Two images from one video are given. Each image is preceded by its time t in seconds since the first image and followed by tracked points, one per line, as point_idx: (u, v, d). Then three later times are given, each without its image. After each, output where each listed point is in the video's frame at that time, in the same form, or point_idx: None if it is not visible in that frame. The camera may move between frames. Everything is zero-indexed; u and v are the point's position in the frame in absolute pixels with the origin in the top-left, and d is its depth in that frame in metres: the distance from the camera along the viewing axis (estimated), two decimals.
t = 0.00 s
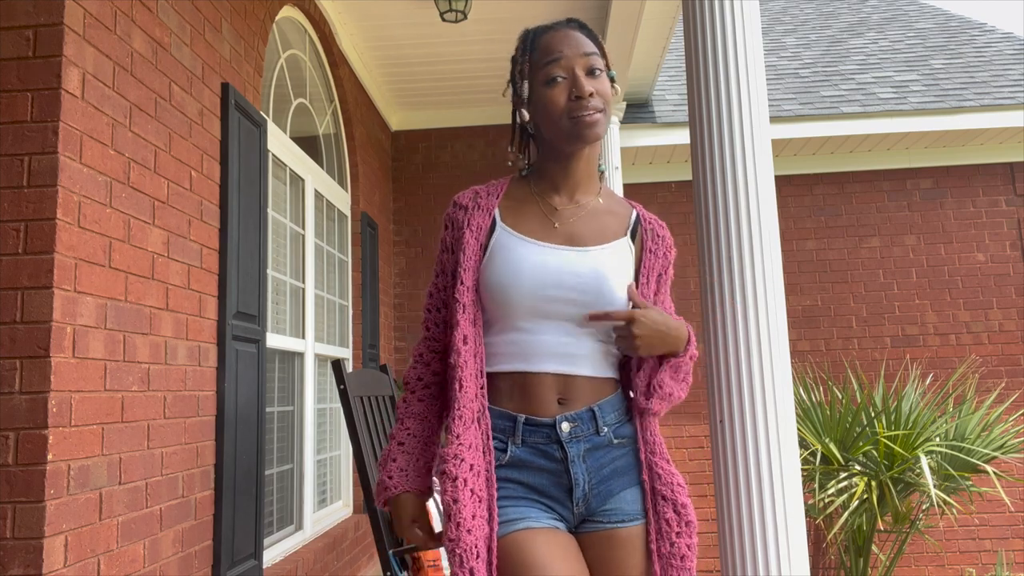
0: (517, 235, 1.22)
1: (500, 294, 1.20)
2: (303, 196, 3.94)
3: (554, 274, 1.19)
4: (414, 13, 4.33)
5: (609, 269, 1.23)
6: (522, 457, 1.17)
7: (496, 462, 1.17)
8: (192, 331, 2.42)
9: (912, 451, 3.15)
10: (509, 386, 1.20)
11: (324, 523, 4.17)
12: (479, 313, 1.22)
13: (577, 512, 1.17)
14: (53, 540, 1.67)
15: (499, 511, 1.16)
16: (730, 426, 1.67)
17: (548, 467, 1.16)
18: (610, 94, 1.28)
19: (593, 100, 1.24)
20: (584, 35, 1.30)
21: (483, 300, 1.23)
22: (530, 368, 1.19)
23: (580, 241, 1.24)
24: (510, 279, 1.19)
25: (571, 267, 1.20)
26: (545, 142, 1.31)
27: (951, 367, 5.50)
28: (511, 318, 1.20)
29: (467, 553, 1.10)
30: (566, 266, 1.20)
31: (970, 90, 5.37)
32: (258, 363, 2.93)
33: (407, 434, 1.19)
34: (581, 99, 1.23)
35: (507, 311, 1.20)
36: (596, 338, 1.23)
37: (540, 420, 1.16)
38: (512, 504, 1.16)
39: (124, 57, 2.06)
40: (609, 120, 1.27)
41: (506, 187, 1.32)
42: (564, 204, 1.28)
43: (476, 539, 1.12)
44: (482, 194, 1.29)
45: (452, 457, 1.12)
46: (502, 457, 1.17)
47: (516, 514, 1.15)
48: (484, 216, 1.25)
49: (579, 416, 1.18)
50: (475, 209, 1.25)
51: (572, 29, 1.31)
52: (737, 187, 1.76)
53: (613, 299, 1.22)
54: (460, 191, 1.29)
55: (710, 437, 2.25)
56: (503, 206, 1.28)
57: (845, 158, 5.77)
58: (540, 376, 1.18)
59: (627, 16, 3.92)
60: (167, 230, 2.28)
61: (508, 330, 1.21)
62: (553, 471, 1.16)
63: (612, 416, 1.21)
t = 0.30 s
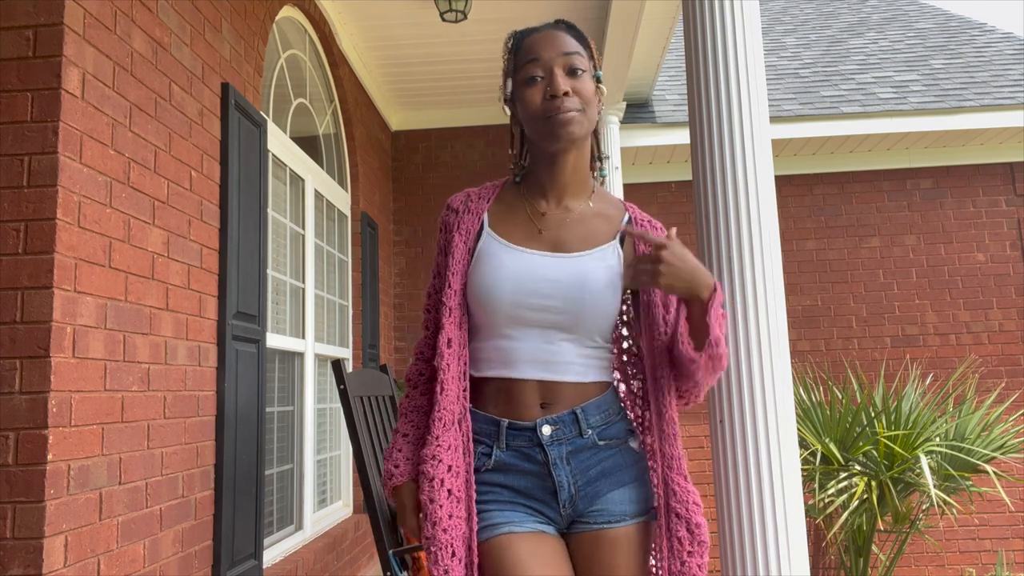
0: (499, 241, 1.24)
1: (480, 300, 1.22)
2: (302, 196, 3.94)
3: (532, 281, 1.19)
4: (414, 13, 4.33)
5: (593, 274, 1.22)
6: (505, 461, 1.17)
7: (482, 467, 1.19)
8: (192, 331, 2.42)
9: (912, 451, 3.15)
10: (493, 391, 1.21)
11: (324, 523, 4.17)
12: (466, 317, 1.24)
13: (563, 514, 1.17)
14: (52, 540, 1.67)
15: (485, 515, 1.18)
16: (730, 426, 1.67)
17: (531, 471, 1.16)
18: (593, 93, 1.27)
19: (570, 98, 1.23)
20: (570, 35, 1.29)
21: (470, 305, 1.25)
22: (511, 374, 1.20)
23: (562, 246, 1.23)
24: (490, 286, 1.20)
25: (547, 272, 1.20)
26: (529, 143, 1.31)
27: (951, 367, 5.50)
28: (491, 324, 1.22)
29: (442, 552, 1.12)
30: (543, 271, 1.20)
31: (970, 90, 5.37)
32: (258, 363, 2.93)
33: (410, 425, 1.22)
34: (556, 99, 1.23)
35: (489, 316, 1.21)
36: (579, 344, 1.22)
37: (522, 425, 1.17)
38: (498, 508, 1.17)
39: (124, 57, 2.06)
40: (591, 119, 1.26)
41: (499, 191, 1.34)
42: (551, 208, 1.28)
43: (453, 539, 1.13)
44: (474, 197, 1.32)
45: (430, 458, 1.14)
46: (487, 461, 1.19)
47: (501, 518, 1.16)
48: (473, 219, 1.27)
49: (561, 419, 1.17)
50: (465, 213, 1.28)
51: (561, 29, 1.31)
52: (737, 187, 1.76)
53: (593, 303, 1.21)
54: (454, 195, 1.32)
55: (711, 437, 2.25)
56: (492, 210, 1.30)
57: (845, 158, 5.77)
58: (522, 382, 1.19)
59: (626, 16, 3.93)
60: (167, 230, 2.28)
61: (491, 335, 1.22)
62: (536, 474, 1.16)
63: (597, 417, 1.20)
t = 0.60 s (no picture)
0: (497, 240, 1.24)
1: (482, 301, 1.21)
2: (302, 196, 3.94)
3: (532, 276, 1.19)
4: (413, 13, 4.33)
5: (592, 267, 1.21)
6: (510, 458, 1.17)
7: (485, 464, 1.18)
8: (192, 331, 2.42)
9: (912, 451, 3.15)
10: (499, 387, 1.20)
11: (324, 523, 4.17)
12: (463, 320, 1.24)
13: (568, 513, 1.16)
14: (53, 540, 1.67)
15: (489, 512, 1.17)
16: (730, 426, 1.67)
17: (537, 468, 1.16)
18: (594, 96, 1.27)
19: (577, 102, 1.23)
20: (568, 36, 1.29)
21: (468, 307, 1.24)
22: (516, 370, 1.19)
23: (564, 241, 1.23)
24: (492, 285, 1.20)
25: (551, 268, 1.20)
26: (525, 143, 1.30)
27: (951, 367, 5.50)
28: (495, 323, 1.21)
29: (434, 553, 1.12)
30: (547, 268, 1.19)
31: (970, 90, 5.37)
32: (258, 363, 2.93)
33: (396, 444, 1.23)
34: (564, 102, 1.22)
35: (491, 315, 1.21)
36: (584, 338, 1.21)
37: (529, 422, 1.17)
38: (502, 505, 1.17)
39: (124, 57, 2.06)
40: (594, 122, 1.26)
41: (490, 193, 1.33)
42: (545, 204, 1.28)
43: (445, 541, 1.14)
44: (465, 201, 1.31)
45: (424, 461, 1.14)
46: (491, 458, 1.18)
47: (504, 515, 1.16)
48: (467, 222, 1.27)
49: (568, 416, 1.17)
50: (458, 216, 1.28)
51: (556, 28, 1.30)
52: (737, 187, 1.76)
53: (598, 296, 1.20)
54: (445, 199, 1.31)
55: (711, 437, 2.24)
56: (485, 211, 1.30)
57: (844, 158, 5.77)
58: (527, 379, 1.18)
59: (626, 16, 3.93)
60: (167, 230, 2.28)
61: (493, 333, 1.22)
62: (543, 472, 1.16)
63: (603, 416, 1.19)
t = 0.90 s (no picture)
0: (502, 246, 1.23)
1: (493, 306, 1.20)
2: (303, 196, 3.94)
3: (544, 280, 1.19)
4: (413, 13, 4.33)
5: (597, 265, 1.22)
6: (528, 453, 1.16)
7: (501, 458, 1.17)
8: (192, 331, 2.42)
9: (912, 451, 3.15)
10: (515, 386, 1.19)
11: (324, 523, 4.17)
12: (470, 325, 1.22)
13: (579, 508, 1.17)
14: (52, 541, 1.67)
15: (504, 506, 1.15)
16: (730, 426, 1.67)
17: (552, 463, 1.17)
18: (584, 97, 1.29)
19: (572, 106, 1.24)
20: (554, 36, 1.29)
21: (475, 312, 1.23)
22: (533, 372, 1.18)
23: (569, 240, 1.24)
24: (505, 292, 1.19)
25: (565, 267, 1.20)
26: (516, 146, 1.30)
27: (951, 367, 5.50)
28: (510, 327, 1.20)
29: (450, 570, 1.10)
30: (562, 269, 1.20)
31: (970, 90, 5.37)
32: (258, 363, 2.92)
33: (417, 454, 1.21)
34: (561, 108, 1.23)
35: (503, 321, 1.20)
36: (595, 334, 1.23)
37: (549, 417, 1.17)
38: (516, 499, 1.16)
39: (124, 57, 2.06)
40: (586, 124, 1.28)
41: (482, 196, 1.31)
42: (543, 205, 1.28)
43: (462, 557, 1.13)
44: (460, 206, 1.28)
45: (438, 477, 1.12)
46: (508, 453, 1.17)
47: (521, 509, 1.14)
48: (466, 229, 1.24)
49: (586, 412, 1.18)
50: (456, 222, 1.25)
51: (540, 28, 1.30)
52: (737, 187, 1.76)
53: (609, 292, 1.22)
54: (438, 204, 1.28)
55: (711, 438, 2.24)
56: (483, 215, 1.28)
57: (844, 158, 5.77)
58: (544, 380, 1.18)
59: (626, 16, 3.93)
60: (167, 230, 2.28)
61: (506, 337, 1.21)
62: (558, 466, 1.17)
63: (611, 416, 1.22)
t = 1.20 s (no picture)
0: (499, 248, 1.22)
1: (492, 309, 1.20)
2: (303, 196, 3.94)
3: (542, 282, 1.19)
4: (413, 13, 4.33)
5: (595, 265, 1.22)
6: (527, 451, 1.17)
7: (499, 455, 1.18)
8: (192, 331, 2.42)
9: (912, 451, 3.15)
10: (513, 387, 1.19)
11: (324, 523, 4.17)
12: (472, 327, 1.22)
13: (579, 505, 1.17)
14: (52, 541, 1.67)
15: (503, 503, 1.15)
16: (730, 426, 1.67)
17: (551, 461, 1.17)
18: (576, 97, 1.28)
19: (561, 106, 1.24)
20: (544, 37, 1.29)
21: (476, 316, 1.23)
22: (532, 373, 1.18)
23: (566, 240, 1.24)
24: (504, 295, 1.19)
25: (561, 266, 1.20)
26: (509, 147, 1.30)
27: (951, 367, 5.50)
28: (508, 330, 1.20)
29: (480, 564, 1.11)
30: (558, 269, 1.20)
31: (970, 90, 5.37)
32: (258, 363, 2.92)
33: (419, 450, 1.21)
34: (550, 108, 1.23)
35: (503, 324, 1.20)
36: (594, 335, 1.22)
37: (548, 416, 1.16)
38: (515, 496, 1.16)
39: (124, 57, 2.06)
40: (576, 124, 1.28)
41: (479, 199, 1.31)
42: (539, 206, 1.28)
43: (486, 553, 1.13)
44: (457, 210, 1.28)
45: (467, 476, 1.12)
46: (507, 450, 1.17)
47: (519, 506, 1.15)
48: (463, 233, 1.24)
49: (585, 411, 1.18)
50: (452, 227, 1.25)
51: (533, 29, 1.30)
52: (737, 187, 1.76)
53: (607, 291, 1.22)
54: (435, 210, 1.28)
55: (711, 437, 2.24)
56: (479, 219, 1.28)
57: (844, 158, 5.77)
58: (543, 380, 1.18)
59: (626, 16, 3.93)
60: (167, 231, 2.28)
61: (506, 339, 1.21)
62: (556, 464, 1.17)
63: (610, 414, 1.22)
